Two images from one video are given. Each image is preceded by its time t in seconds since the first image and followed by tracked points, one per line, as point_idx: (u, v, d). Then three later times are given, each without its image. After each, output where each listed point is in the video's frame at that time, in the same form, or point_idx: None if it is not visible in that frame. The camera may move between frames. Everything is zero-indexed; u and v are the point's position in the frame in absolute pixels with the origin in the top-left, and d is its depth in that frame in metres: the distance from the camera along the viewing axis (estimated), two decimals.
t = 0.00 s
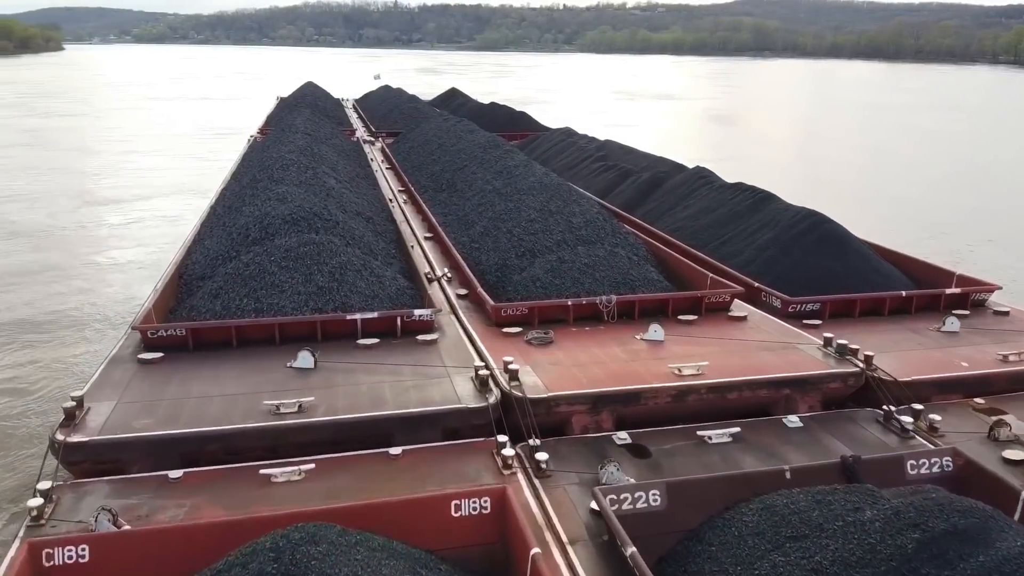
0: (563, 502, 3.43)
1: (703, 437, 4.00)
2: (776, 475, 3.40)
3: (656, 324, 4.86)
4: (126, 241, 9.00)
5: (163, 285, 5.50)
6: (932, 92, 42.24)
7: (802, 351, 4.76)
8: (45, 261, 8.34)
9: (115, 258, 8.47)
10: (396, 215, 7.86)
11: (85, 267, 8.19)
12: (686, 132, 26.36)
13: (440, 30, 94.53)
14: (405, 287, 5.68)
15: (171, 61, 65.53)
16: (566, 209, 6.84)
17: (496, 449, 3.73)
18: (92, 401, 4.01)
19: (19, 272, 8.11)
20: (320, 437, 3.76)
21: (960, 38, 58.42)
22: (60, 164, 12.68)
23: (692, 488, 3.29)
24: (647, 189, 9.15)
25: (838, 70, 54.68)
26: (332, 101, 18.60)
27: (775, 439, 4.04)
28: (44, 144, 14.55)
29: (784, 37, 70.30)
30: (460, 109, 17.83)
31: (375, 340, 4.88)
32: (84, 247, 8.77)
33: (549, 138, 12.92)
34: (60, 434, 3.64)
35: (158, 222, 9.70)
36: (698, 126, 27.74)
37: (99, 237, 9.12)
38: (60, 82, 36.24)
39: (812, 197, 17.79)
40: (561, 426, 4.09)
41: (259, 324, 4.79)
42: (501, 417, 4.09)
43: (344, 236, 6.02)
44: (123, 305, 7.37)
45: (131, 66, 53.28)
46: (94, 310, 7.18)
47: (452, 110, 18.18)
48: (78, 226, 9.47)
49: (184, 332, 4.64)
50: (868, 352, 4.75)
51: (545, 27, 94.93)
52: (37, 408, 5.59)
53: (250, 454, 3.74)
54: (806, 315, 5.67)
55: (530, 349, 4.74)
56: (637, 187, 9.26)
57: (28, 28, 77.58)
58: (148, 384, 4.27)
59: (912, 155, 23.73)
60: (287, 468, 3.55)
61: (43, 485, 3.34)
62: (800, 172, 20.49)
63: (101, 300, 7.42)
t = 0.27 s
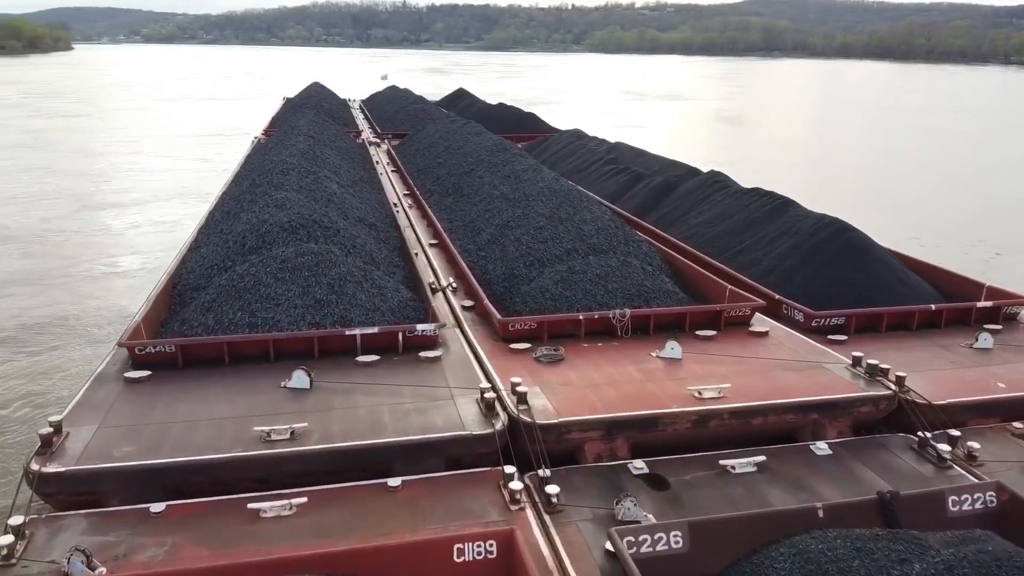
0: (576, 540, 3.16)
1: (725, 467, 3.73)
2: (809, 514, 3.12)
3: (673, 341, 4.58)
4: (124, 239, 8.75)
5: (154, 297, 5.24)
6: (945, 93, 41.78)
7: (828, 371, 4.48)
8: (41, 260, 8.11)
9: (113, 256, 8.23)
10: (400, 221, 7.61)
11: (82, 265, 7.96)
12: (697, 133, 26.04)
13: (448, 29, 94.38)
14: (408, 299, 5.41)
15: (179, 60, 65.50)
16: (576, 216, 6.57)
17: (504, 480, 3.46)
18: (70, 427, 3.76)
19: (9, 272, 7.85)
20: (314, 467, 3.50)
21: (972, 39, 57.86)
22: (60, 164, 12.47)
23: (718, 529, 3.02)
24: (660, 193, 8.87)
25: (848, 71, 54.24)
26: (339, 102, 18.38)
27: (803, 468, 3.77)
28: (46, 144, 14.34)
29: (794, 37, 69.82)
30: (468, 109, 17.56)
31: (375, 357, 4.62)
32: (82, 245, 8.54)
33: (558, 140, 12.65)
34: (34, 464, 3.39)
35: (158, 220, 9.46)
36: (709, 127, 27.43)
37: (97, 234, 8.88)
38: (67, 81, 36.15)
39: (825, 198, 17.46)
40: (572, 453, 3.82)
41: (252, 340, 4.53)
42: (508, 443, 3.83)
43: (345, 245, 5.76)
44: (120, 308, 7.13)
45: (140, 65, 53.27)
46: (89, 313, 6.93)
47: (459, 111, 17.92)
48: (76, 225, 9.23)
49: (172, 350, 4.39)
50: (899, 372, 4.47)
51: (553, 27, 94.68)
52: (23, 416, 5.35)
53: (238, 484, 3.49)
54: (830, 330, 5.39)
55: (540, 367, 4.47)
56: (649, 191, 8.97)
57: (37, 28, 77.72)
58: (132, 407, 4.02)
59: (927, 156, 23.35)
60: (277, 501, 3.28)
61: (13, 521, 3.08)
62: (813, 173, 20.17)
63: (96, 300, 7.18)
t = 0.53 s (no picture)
0: None
1: (751, 501, 3.45)
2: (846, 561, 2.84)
3: (693, 361, 4.31)
4: (120, 243, 8.53)
5: (145, 310, 5.00)
6: (957, 93, 41.33)
7: (857, 394, 4.20)
8: (34, 265, 7.89)
9: (109, 262, 8.00)
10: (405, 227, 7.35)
11: (77, 272, 7.74)
12: (707, 133, 25.74)
13: (456, 29, 94.30)
14: (411, 312, 5.15)
15: (187, 60, 65.50)
16: (588, 223, 6.29)
17: (511, 518, 3.19)
18: (47, 456, 3.51)
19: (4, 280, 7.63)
20: (305, 502, 3.24)
21: (984, 39, 57.31)
22: (60, 167, 12.27)
23: None
24: (673, 198, 8.59)
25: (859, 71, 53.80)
26: (345, 103, 18.15)
27: (834, 502, 3.49)
28: (48, 145, 14.15)
29: (803, 37, 69.36)
30: (475, 111, 17.31)
31: (375, 376, 4.36)
32: (77, 251, 8.31)
33: (567, 143, 12.38)
34: (5, 497, 3.14)
35: (156, 224, 9.23)
36: (719, 127, 27.12)
37: (94, 240, 8.66)
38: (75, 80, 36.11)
39: (839, 200, 17.14)
40: (585, 485, 3.55)
41: (245, 359, 4.27)
42: (516, 474, 3.56)
43: (345, 256, 5.49)
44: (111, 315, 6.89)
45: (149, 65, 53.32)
46: (79, 322, 6.69)
47: (466, 113, 17.67)
48: (72, 230, 9.01)
49: (160, 368, 4.15)
50: (934, 396, 4.19)
51: (562, 27, 94.39)
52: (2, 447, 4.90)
53: (224, 521, 3.23)
54: (856, 346, 5.11)
55: (550, 389, 4.20)
56: (662, 196, 8.69)
57: (47, 27, 77.91)
58: (114, 432, 3.77)
59: (941, 157, 22.97)
60: (265, 541, 3.02)
61: None
62: (825, 174, 19.84)
63: (88, 308, 6.95)
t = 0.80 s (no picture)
0: None
1: (780, 542, 3.17)
2: None
3: (713, 384, 4.03)
4: (117, 250, 8.29)
5: (134, 325, 4.75)
6: (968, 94, 40.87)
7: (891, 421, 3.92)
8: (27, 273, 7.65)
9: (104, 270, 7.77)
10: (409, 235, 7.09)
11: (71, 280, 7.51)
12: (717, 134, 25.42)
13: (463, 29, 94.14)
14: (413, 327, 4.87)
15: (195, 60, 65.42)
16: (600, 231, 6.02)
17: (519, 563, 2.92)
18: (20, 490, 3.26)
19: None
20: (295, 544, 2.97)
21: (995, 39, 56.75)
22: (60, 170, 12.05)
23: None
24: (686, 204, 8.30)
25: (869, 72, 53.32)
26: (350, 104, 17.91)
27: (871, 544, 3.20)
28: (49, 147, 13.95)
29: (813, 38, 68.88)
30: (482, 113, 17.05)
31: (374, 399, 4.09)
32: (72, 258, 8.08)
33: (576, 145, 12.10)
34: None
35: (154, 230, 8.99)
36: (729, 128, 26.80)
37: (90, 246, 8.42)
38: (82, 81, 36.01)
39: (852, 201, 16.80)
40: (599, 523, 3.27)
41: (236, 380, 4.01)
42: (524, 510, 3.29)
43: (345, 267, 5.22)
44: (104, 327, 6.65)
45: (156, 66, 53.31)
46: (70, 334, 6.45)
47: (473, 115, 17.40)
48: (68, 236, 8.78)
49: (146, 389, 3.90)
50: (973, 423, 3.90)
51: (570, 28, 94.08)
52: None
53: (207, 564, 2.96)
54: (885, 365, 4.81)
55: (560, 413, 3.93)
56: (674, 201, 8.41)
57: (55, 28, 78.02)
58: (94, 460, 3.52)
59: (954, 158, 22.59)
60: None
61: None
62: (839, 175, 19.50)
63: (80, 318, 6.70)
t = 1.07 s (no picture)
0: None
1: None
2: None
3: (737, 410, 3.75)
4: (114, 257, 8.06)
5: (121, 341, 4.51)
6: (981, 95, 40.37)
7: (929, 453, 3.63)
8: (19, 280, 7.42)
9: (99, 278, 7.53)
10: (412, 242, 6.82)
11: (65, 288, 7.27)
12: (728, 136, 25.09)
13: (471, 30, 94.01)
14: (415, 344, 4.61)
15: (202, 60, 65.34)
16: (613, 240, 5.73)
17: None
18: None
19: None
20: None
21: (1008, 40, 56.17)
22: (60, 172, 11.84)
23: None
24: (701, 210, 8.01)
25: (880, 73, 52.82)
26: (356, 106, 17.67)
27: None
28: (50, 149, 13.74)
29: (823, 39, 68.39)
30: (490, 115, 16.77)
31: (372, 424, 3.82)
32: (67, 265, 7.85)
33: (586, 148, 11.83)
34: None
35: (152, 235, 8.76)
36: (740, 129, 26.47)
37: (86, 252, 8.19)
38: (90, 81, 35.95)
39: (867, 203, 16.45)
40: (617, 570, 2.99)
41: (224, 404, 3.76)
42: (534, 556, 3.00)
43: (343, 279, 4.96)
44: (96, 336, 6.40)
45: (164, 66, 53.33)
46: (60, 342, 6.20)
47: (481, 116, 17.13)
48: (63, 241, 8.55)
49: (128, 413, 3.65)
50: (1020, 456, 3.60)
51: (578, 28, 93.76)
52: None
53: None
54: (917, 387, 4.52)
55: (572, 441, 3.66)
56: (688, 207, 8.12)
57: (63, 29, 78.19)
58: (69, 493, 3.27)
59: (970, 159, 22.22)
60: None
61: None
62: (853, 177, 19.14)
63: (71, 327, 6.46)
